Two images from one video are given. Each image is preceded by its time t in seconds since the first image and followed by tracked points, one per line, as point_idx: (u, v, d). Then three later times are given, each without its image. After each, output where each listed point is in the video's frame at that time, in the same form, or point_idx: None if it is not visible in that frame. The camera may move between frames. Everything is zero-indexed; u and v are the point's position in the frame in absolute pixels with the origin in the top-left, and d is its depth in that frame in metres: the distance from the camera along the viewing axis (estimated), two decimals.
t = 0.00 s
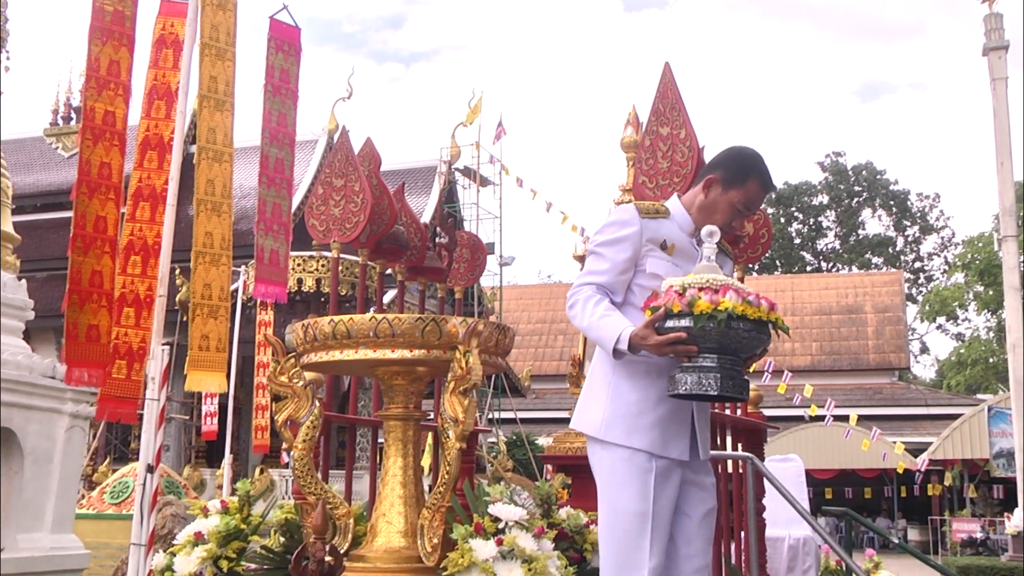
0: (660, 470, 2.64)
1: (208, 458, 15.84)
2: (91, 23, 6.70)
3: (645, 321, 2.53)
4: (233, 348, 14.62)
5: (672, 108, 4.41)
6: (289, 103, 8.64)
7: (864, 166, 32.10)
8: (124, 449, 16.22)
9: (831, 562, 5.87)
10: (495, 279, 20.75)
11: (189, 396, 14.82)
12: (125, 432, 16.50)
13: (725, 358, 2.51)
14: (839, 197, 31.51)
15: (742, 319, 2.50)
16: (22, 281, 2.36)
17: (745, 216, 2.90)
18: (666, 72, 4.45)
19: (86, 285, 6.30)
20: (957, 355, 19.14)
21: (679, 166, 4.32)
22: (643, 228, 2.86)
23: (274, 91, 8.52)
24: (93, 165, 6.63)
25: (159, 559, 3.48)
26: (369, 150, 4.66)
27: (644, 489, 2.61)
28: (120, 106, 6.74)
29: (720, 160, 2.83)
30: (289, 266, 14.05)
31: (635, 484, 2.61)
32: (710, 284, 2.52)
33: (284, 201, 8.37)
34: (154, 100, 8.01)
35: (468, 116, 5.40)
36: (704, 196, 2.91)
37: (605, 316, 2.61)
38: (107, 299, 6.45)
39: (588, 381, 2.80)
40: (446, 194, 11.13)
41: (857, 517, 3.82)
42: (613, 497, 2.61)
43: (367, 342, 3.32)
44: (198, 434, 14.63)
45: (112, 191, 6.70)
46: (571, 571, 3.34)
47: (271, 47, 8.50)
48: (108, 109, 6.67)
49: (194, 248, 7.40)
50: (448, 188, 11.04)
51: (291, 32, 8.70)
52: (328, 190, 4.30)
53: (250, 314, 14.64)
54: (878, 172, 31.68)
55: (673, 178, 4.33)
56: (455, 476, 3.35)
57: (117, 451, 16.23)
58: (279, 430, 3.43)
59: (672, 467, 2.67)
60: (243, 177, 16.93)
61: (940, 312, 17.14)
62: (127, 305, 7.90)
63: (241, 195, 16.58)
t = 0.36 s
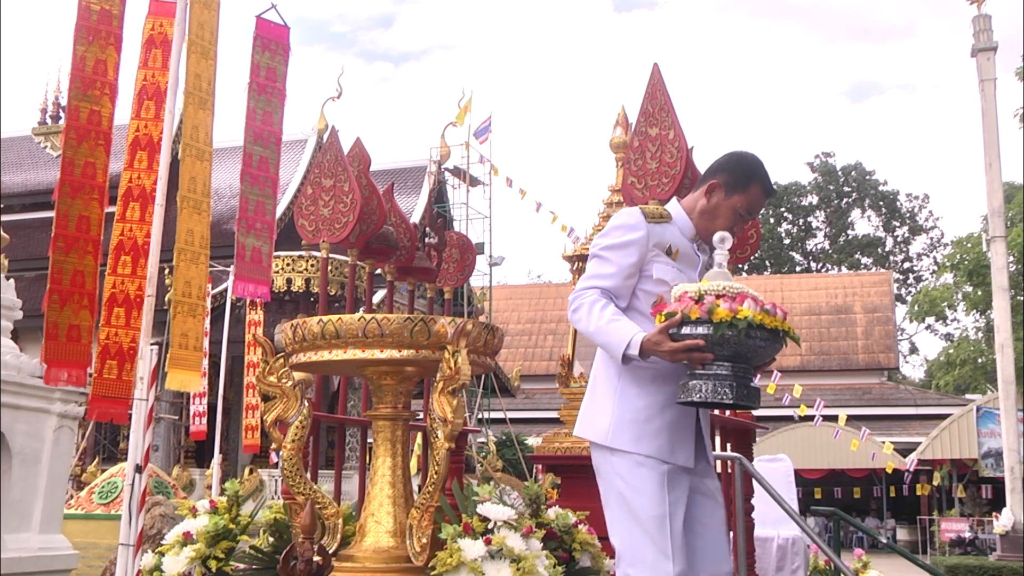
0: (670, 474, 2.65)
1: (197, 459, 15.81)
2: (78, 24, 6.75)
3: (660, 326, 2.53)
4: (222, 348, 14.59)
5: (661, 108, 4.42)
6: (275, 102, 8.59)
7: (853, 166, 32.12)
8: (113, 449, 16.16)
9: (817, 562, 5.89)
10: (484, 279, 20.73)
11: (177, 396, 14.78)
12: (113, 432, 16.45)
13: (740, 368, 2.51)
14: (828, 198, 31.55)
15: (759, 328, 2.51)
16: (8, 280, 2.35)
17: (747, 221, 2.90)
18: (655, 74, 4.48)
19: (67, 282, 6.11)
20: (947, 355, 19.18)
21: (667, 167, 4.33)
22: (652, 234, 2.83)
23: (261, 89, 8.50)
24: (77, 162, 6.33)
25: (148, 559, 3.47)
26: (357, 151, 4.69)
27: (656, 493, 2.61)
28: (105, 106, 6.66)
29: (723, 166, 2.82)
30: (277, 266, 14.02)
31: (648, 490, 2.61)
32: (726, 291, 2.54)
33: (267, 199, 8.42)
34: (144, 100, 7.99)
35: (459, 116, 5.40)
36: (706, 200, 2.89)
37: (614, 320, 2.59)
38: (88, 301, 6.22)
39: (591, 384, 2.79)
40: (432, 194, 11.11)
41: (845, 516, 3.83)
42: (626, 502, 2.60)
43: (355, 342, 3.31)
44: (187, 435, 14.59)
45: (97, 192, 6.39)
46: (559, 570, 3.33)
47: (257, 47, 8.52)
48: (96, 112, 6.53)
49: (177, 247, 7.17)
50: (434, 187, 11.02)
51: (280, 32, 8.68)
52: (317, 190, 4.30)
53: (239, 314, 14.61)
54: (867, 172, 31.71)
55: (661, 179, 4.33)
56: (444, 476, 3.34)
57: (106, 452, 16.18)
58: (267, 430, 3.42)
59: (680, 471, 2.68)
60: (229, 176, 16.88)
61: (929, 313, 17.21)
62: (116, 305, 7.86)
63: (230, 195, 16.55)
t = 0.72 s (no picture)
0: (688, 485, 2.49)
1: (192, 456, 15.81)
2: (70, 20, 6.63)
3: (674, 337, 2.39)
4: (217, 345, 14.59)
5: (656, 106, 4.44)
6: (269, 98, 8.57)
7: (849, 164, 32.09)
8: (108, 446, 16.14)
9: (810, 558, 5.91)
10: (479, 276, 20.71)
11: (172, 393, 14.79)
12: (108, 429, 16.43)
13: (753, 388, 2.42)
14: (823, 195, 31.55)
15: (774, 348, 2.43)
16: (5, 277, 2.36)
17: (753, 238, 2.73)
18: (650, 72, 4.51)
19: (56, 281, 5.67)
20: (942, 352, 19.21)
21: (662, 164, 4.33)
22: (660, 245, 2.64)
23: (254, 85, 8.48)
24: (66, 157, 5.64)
25: (143, 556, 3.47)
26: (352, 148, 4.70)
27: (679, 505, 2.44)
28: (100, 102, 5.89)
29: (729, 179, 2.65)
30: (272, 262, 14.01)
31: (668, 505, 2.43)
32: (743, 309, 2.45)
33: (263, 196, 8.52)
34: (148, 97, 7.82)
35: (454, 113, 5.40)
36: (712, 214, 2.72)
37: (624, 330, 2.44)
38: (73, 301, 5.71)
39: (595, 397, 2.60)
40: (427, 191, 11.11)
41: (840, 514, 3.83)
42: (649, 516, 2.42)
43: (351, 339, 3.32)
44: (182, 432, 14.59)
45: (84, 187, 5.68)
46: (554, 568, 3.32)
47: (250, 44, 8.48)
48: (85, 104, 5.77)
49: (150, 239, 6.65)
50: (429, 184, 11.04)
51: (275, 28, 8.65)
52: (312, 187, 4.31)
53: (234, 311, 14.60)
54: (863, 169, 31.68)
55: (657, 177, 4.34)
56: (439, 473, 3.34)
57: (101, 449, 16.15)
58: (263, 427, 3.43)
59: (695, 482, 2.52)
60: (225, 173, 16.85)
61: (924, 310, 17.19)
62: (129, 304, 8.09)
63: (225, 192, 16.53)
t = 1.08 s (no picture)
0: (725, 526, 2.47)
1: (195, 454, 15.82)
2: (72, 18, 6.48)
3: (718, 386, 2.33)
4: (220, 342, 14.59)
5: (662, 103, 4.42)
6: (274, 96, 8.56)
7: (852, 160, 31.98)
8: (111, 443, 16.15)
9: (816, 554, 5.89)
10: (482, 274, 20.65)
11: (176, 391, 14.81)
12: (112, 426, 16.44)
13: (799, 431, 2.36)
14: (826, 192, 31.50)
15: (823, 390, 2.34)
16: (8, 274, 2.36)
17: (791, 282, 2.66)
18: (656, 68, 4.51)
19: (58, 280, 5.15)
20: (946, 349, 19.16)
21: (667, 161, 4.31)
22: (696, 290, 2.58)
23: (258, 84, 8.45)
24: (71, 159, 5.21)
25: (148, 553, 3.47)
26: (356, 145, 4.71)
27: (720, 549, 2.42)
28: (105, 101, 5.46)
29: (767, 222, 2.59)
30: (275, 260, 13.99)
31: (703, 552, 2.41)
32: (788, 350, 2.37)
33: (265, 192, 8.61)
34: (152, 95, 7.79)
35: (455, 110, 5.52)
36: (750, 259, 2.65)
37: (665, 377, 2.38)
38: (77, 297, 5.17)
39: (627, 443, 2.56)
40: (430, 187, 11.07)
41: (845, 511, 3.83)
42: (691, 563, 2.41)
43: (355, 336, 3.31)
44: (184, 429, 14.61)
45: (91, 187, 5.26)
46: (560, 566, 3.32)
47: (254, 42, 8.48)
48: (88, 101, 5.33)
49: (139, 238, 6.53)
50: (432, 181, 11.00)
51: (280, 25, 8.48)
52: (315, 184, 4.33)
53: (237, 308, 14.60)
54: (866, 166, 31.62)
55: (662, 174, 4.32)
56: (444, 470, 3.33)
57: (105, 446, 16.16)
58: (267, 424, 3.43)
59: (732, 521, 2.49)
60: (227, 171, 16.83)
61: (927, 307, 17.17)
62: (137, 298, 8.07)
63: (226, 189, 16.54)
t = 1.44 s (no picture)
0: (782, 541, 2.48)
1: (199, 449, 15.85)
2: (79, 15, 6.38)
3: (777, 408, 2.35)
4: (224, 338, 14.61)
5: (666, 98, 4.41)
6: (283, 93, 8.65)
7: (856, 157, 32.00)
8: (116, 439, 16.18)
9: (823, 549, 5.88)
10: (485, 269, 20.63)
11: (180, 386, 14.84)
12: (116, 422, 16.47)
13: (855, 451, 2.40)
14: (830, 187, 31.46)
15: (881, 411, 2.38)
16: (14, 269, 2.38)
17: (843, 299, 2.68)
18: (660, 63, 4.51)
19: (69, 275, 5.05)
20: (949, 345, 19.13)
21: (671, 157, 4.30)
22: (749, 309, 2.60)
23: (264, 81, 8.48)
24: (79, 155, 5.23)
25: (153, 549, 3.48)
26: (359, 140, 4.72)
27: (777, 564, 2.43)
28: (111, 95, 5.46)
29: (819, 240, 2.61)
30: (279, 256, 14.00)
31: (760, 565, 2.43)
32: (844, 371, 2.40)
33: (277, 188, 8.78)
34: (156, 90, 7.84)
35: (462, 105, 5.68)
36: (802, 277, 2.66)
37: (722, 398, 2.40)
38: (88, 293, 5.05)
39: (682, 460, 2.58)
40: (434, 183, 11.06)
41: (848, 506, 3.83)
42: None
43: (359, 331, 3.31)
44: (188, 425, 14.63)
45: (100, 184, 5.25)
46: (565, 561, 3.32)
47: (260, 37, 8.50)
48: (95, 98, 5.33)
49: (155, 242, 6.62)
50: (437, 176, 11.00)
51: (285, 21, 8.61)
52: (320, 179, 4.34)
53: (241, 304, 14.62)
54: (870, 162, 31.59)
55: (666, 170, 4.32)
56: (448, 465, 3.33)
57: (109, 442, 16.19)
58: (272, 420, 3.44)
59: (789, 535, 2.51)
60: (232, 167, 16.88)
61: (932, 303, 17.15)
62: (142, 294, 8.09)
63: (230, 186, 16.57)
